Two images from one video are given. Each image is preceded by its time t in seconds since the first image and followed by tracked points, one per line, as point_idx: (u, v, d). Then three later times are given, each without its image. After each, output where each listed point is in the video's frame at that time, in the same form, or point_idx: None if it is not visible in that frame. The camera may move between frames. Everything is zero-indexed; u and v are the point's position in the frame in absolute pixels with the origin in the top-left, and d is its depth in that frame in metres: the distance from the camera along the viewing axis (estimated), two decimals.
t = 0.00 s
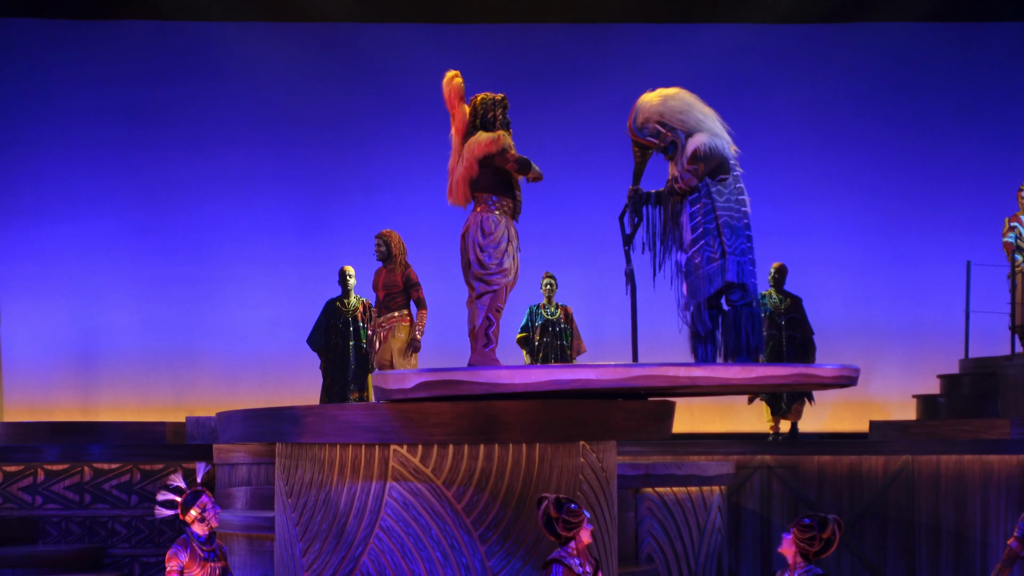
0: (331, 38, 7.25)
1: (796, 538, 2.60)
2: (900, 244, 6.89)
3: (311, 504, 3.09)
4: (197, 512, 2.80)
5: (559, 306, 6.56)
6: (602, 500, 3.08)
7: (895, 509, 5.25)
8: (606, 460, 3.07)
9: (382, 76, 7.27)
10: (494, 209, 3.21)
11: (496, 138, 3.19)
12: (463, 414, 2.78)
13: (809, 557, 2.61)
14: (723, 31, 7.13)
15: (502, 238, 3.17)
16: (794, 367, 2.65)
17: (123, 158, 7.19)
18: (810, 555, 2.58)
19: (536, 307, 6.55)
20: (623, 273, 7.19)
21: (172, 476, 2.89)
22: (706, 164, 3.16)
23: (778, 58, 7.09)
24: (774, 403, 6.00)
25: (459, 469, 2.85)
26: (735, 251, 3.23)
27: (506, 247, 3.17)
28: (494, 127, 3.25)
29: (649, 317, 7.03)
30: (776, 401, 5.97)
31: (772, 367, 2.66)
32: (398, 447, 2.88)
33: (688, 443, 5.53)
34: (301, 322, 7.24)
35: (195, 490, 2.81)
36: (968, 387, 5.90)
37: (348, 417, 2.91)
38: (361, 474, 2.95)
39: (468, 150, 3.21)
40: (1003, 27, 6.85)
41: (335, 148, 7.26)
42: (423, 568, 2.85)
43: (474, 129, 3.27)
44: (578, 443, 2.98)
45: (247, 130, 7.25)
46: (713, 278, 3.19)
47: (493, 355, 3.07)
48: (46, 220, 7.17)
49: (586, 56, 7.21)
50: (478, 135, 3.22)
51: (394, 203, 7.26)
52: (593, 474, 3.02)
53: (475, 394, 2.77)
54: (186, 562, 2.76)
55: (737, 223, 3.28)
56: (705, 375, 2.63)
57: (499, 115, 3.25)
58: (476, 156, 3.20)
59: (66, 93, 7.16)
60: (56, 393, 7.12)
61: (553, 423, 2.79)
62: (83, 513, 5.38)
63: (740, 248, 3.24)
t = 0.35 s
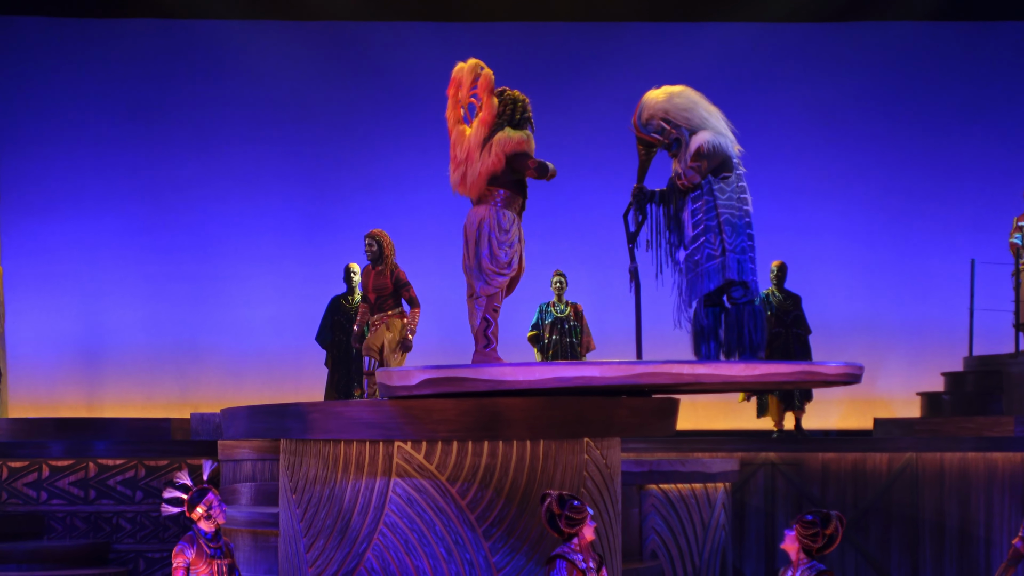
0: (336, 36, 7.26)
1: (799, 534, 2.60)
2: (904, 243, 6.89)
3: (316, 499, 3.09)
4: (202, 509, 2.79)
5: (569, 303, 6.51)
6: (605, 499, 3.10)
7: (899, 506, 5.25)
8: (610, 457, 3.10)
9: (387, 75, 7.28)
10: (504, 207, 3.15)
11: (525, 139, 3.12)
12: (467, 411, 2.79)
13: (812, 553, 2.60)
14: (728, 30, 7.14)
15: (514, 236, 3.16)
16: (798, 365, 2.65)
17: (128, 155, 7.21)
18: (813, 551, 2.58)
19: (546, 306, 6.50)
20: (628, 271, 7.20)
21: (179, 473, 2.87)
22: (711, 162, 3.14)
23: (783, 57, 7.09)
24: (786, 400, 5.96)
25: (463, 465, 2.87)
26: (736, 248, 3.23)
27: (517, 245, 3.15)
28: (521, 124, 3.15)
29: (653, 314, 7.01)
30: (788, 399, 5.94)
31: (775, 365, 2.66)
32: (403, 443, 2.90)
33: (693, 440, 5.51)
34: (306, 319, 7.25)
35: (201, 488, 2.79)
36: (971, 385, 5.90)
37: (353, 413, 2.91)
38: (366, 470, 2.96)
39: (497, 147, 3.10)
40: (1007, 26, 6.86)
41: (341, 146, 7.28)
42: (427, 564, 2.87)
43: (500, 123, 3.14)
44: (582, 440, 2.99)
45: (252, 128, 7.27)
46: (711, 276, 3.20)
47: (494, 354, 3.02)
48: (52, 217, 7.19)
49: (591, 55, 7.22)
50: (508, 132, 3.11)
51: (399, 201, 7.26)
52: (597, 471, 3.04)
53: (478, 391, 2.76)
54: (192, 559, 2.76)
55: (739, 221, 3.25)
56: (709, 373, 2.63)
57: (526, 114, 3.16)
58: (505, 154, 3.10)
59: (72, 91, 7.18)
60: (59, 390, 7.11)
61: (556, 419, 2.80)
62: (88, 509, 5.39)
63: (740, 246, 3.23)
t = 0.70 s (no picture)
0: (335, 32, 7.25)
1: (800, 528, 2.59)
2: (905, 237, 6.89)
3: (317, 496, 3.08)
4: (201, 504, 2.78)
5: (574, 299, 6.50)
6: (607, 492, 3.15)
7: (900, 501, 5.24)
8: (611, 453, 3.14)
9: (386, 71, 7.26)
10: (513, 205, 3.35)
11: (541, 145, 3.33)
12: (468, 407, 2.79)
13: (813, 546, 2.60)
14: (728, 24, 7.11)
15: (520, 234, 3.36)
16: (799, 360, 2.69)
17: (127, 152, 7.19)
18: (814, 544, 2.58)
19: (551, 302, 6.51)
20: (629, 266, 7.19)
21: (176, 468, 2.85)
22: (710, 155, 3.17)
23: (783, 52, 7.08)
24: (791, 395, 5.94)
25: (464, 461, 2.87)
26: (732, 243, 3.21)
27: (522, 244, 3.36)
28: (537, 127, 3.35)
29: (655, 310, 7.03)
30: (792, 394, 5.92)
31: (777, 360, 2.69)
32: (404, 440, 2.89)
33: (695, 436, 5.60)
34: (307, 316, 7.25)
35: (199, 484, 2.79)
36: (971, 379, 5.91)
37: (355, 409, 2.89)
38: (367, 467, 2.95)
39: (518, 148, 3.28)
40: (1007, 20, 6.85)
41: (340, 142, 7.26)
42: (428, 561, 2.87)
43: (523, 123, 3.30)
44: (583, 436, 3.01)
45: (251, 124, 7.25)
46: (705, 270, 3.20)
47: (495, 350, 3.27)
48: (53, 214, 7.20)
49: (590, 50, 7.21)
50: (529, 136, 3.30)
51: (399, 196, 7.25)
52: (599, 466, 3.07)
53: (479, 387, 2.77)
54: (193, 553, 2.74)
55: (736, 216, 3.25)
56: (709, 368, 2.66)
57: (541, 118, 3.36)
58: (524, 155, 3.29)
59: (71, 87, 7.17)
60: (61, 387, 7.11)
61: (558, 414, 2.82)
62: (89, 506, 5.38)
63: (737, 240, 3.22)
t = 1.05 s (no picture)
0: (332, 29, 7.23)
1: (796, 512, 2.80)
2: (904, 233, 6.86)
3: (314, 496, 3.13)
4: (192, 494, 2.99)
5: (573, 297, 6.50)
6: (603, 491, 3.20)
7: (896, 499, 5.26)
8: (607, 452, 3.17)
9: (383, 67, 7.24)
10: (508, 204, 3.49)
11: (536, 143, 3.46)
12: (465, 406, 2.88)
13: (811, 531, 2.80)
14: (726, 19, 7.09)
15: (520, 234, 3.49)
16: (796, 358, 2.79)
17: (124, 149, 7.17)
18: (812, 529, 2.77)
19: (550, 299, 6.51)
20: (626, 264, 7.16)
21: (168, 459, 3.07)
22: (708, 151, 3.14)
23: (781, 47, 7.06)
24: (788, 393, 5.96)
25: (461, 461, 2.93)
26: (728, 239, 3.21)
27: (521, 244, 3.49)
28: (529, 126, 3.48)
29: (651, 308, 7.01)
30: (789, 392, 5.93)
31: (773, 358, 2.79)
32: (401, 439, 2.94)
33: (692, 434, 5.52)
34: (305, 313, 7.24)
35: (191, 473, 2.99)
36: (969, 376, 5.92)
37: (351, 409, 2.99)
38: (363, 466, 3.00)
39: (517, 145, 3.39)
40: (1006, 14, 6.82)
41: (337, 139, 7.24)
42: (425, 560, 2.93)
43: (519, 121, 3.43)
44: (580, 435, 3.06)
45: (247, 121, 7.23)
46: (697, 267, 3.21)
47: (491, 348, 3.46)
48: (49, 212, 7.17)
49: (588, 45, 7.18)
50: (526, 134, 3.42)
51: (396, 193, 7.23)
52: (594, 465, 3.12)
53: (477, 385, 2.90)
54: (188, 541, 2.95)
55: (731, 212, 3.23)
56: (706, 365, 2.77)
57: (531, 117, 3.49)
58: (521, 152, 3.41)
59: (67, 84, 7.15)
60: (59, 387, 7.10)
61: (553, 414, 2.92)
62: (86, 506, 5.38)
63: (732, 237, 3.21)
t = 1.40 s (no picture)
0: (328, 33, 7.26)
1: (793, 505, 2.80)
2: (898, 235, 6.88)
3: (309, 497, 3.21)
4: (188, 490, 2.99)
5: (569, 299, 6.50)
6: (598, 490, 3.28)
7: (892, 499, 5.26)
8: (603, 452, 3.29)
9: (379, 70, 7.27)
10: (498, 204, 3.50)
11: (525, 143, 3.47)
12: (460, 407, 2.92)
13: (809, 523, 2.80)
14: (721, 22, 7.11)
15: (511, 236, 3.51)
16: (791, 359, 2.84)
17: (121, 152, 7.19)
18: (809, 521, 2.77)
19: (546, 301, 6.51)
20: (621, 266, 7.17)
21: (164, 455, 3.05)
22: (703, 154, 3.12)
23: (775, 50, 7.08)
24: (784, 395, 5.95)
25: (457, 462, 2.98)
26: (722, 241, 3.19)
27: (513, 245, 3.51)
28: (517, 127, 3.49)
29: (646, 311, 7.01)
30: (784, 393, 5.93)
31: (768, 359, 2.82)
32: (397, 440, 3.00)
33: (686, 436, 5.52)
34: (300, 316, 7.24)
35: (187, 469, 2.98)
36: (964, 377, 5.90)
37: (348, 410, 3.02)
38: (359, 468, 3.07)
39: (507, 148, 3.41)
40: (1000, 17, 6.85)
41: (333, 143, 7.26)
42: (421, 561, 2.98)
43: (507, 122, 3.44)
44: (576, 436, 3.16)
45: (244, 124, 7.25)
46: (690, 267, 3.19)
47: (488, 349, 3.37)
48: (45, 215, 7.17)
49: (583, 49, 7.21)
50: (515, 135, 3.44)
51: (392, 196, 7.25)
52: (591, 465, 3.22)
53: (473, 387, 2.92)
54: (183, 537, 2.94)
55: (724, 215, 3.19)
56: (702, 367, 2.78)
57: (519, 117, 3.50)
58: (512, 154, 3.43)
59: (63, 88, 7.17)
60: (55, 389, 7.13)
61: (548, 416, 2.94)
62: (82, 508, 5.39)
63: (726, 238, 3.19)
